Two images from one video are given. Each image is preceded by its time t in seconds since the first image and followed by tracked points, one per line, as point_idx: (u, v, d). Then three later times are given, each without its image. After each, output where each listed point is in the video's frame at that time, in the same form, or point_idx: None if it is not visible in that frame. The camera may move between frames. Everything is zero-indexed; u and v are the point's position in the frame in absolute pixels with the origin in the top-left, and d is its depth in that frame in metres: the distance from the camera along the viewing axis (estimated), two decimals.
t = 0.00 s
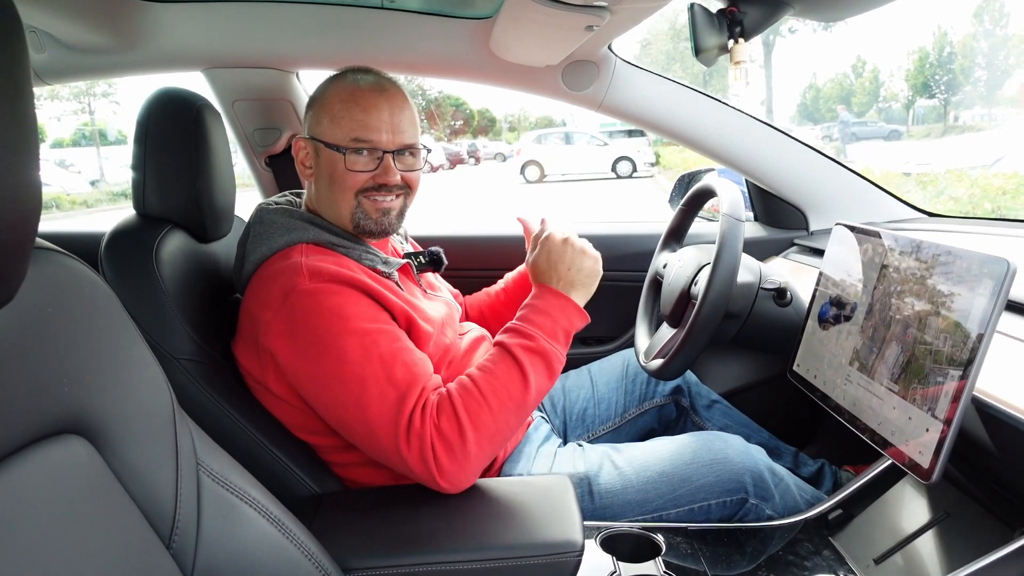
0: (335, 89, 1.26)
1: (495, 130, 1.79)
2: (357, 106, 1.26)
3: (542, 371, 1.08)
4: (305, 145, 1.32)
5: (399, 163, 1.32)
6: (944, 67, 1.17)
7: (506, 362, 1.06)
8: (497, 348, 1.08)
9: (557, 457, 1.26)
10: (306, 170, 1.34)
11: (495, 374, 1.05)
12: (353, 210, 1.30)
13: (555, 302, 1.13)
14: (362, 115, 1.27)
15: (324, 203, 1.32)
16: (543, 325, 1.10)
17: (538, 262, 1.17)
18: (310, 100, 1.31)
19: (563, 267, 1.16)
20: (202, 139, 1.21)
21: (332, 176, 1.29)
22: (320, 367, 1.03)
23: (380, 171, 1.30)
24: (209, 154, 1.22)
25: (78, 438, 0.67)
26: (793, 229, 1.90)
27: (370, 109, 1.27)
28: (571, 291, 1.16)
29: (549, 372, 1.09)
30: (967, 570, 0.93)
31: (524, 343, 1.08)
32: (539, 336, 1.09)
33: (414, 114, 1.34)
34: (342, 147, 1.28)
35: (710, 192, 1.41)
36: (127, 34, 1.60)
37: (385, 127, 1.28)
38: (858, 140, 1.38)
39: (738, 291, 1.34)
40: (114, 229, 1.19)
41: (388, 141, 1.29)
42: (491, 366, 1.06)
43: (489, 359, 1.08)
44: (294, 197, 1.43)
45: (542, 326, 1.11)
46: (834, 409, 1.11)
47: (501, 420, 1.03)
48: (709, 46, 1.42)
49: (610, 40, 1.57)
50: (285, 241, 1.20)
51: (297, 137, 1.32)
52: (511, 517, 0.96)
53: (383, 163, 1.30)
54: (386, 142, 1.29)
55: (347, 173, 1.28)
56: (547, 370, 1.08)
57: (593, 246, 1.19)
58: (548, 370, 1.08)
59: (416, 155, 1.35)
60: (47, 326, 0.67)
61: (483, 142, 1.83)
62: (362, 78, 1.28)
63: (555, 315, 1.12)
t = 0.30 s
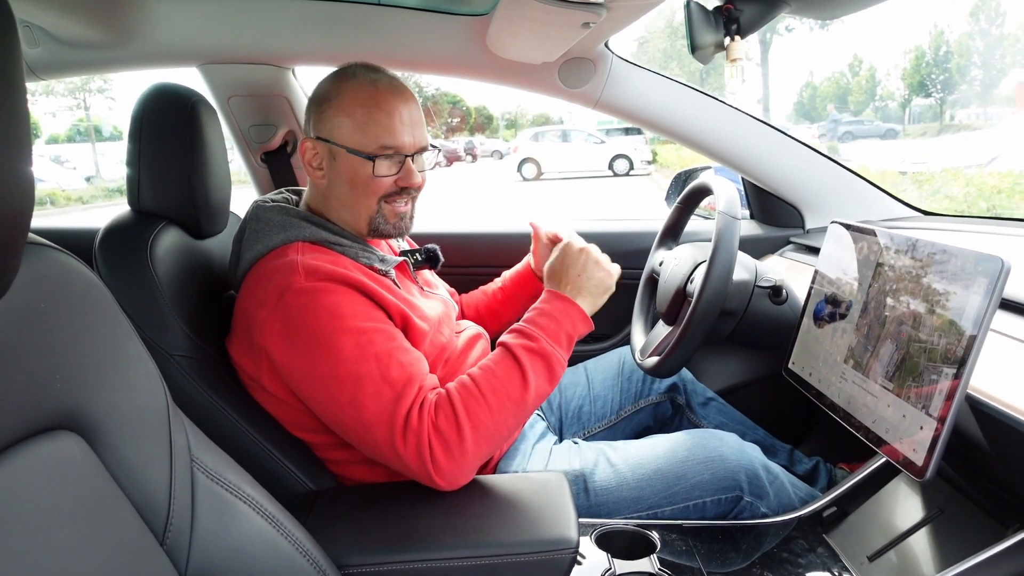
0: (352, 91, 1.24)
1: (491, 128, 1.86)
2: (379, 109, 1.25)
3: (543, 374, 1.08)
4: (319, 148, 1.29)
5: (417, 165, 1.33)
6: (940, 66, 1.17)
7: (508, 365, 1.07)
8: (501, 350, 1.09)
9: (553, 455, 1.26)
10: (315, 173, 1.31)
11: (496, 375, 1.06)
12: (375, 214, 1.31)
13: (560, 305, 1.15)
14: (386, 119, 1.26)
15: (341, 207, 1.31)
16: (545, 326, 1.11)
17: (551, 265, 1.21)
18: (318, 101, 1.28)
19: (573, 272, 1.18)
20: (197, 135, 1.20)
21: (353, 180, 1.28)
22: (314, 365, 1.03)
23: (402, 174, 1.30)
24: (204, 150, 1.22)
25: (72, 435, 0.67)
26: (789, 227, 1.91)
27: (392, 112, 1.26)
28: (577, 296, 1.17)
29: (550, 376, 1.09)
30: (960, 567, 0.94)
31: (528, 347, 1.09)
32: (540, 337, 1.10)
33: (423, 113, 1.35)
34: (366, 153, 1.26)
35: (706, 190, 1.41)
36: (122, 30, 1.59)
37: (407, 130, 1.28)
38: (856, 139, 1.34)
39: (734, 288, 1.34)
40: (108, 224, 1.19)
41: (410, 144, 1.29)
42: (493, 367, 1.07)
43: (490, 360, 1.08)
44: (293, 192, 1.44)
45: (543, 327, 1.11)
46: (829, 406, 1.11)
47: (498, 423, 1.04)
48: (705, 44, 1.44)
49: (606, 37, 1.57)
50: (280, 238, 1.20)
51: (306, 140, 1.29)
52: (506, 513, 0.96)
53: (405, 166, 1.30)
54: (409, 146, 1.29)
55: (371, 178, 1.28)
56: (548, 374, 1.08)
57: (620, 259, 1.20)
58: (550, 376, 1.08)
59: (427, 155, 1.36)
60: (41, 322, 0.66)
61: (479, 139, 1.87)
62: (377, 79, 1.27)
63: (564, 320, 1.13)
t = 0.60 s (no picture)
0: (350, 83, 1.24)
1: (491, 125, 1.81)
2: (380, 98, 1.26)
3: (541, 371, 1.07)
4: (323, 149, 1.27)
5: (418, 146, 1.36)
6: (940, 64, 1.17)
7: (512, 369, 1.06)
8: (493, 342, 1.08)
9: (554, 451, 1.27)
10: (320, 173, 1.29)
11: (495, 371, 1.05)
12: (389, 201, 1.34)
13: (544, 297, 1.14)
14: (387, 107, 1.27)
15: (354, 200, 1.32)
16: (590, 371, 1.09)
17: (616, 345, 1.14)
18: (311, 99, 1.26)
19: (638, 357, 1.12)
20: (196, 130, 1.20)
21: (367, 174, 1.29)
22: (313, 356, 1.03)
23: (409, 159, 1.33)
24: (203, 145, 1.22)
25: (69, 429, 0.67)
26: (788, 224, 1.90)
27: (390, 98, 1.27)
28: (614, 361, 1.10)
29: (571, 410, 1.06)
30: (956, 565, 0.94)
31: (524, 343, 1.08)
32: (581, 378, 1.08)
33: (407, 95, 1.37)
34: (378, 143, 1.27)
35: (705, 187, 1.41)
36: (121, 25, 1.59)
37: (407, 115, 1.31)
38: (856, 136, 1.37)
39: (733, 286, 1.34)
40: (107, 219, 1.18)
41: (411, 128, 1.32)
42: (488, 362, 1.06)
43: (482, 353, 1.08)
44: (286, 188, 1.43)
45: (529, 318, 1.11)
46: (827, 403, 1.11)
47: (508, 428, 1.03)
48: (705, 40, 1.44)
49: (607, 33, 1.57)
50: (278, 234, 1.20)
51: (308, 142, 1.27)
52: (504, 509, 0.96)
53: (410, 149, 1.33)
54: (411, 131, 1.32)
55: (384, 167, 1.29)
56: (576, 414, 1.06)
57: (718, 365, 1.03)
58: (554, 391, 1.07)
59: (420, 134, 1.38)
60: (37, 316, 0.66)
61: (479, 136, 1.84)
62: (367, 67, 1.26)
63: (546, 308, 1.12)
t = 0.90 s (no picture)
0: (330, 74, 1.23)
1: (483, 116, 1.79)
2: (360, 94, 1.24)
3: (480, 345, 1.07)
4: (302, 138, 1.27)
5: (401, 145, 1.32)
6: (931, 54, 1.17)
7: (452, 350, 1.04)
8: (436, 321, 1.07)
9: (543, 440, 1.26)
10: (299, 160, 1.30)
11: (432, 348, 1.04)
12: (364, 197, 1.31)
13: (485, 271, 1.13)
14: (367, 103, 1.25)
15: (328, 193, 1.31)
16: (469, 291, 1.10)
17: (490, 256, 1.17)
18: (295, 86, 1.26)
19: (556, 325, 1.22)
20: (182, 119, 1.19)
21: (339, 168, 1.28)
22: (280, 348, 1.03)
23: (388, 157, 1.30)
24: (191, 135, 1.21)
25: (54, 419, 0.66)
26: (780, 214, 1.90)
27: (373, 95, 1.25)
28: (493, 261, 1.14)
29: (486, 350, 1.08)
30: (944, 550, 0.95)
31: (466, 319, 1.07)
32: (470, 308, 1.08)
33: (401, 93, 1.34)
34: (351, 139, 1.26)
35: (696, 176, 1.41)
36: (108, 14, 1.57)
37: (390, 113, 1.28)
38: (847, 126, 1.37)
39: (723, 274, 1.34)
40: (93, 210, 1.17)
41: (393, 126, 1.29)
42: (434, 339, 1.05)
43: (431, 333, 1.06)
44: (272, 179, 1.42)
45: (478, 297, 1.10)
46: (817, 391, 1.12)
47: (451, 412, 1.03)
48: (695, 27, 1.42)
49: (598, 21, 1.56)
50: (264, 221, 1.19)
51: (288, 128, 1.28)
52: (495, 498, 0.96)
53: (390, 149, 1.30)
54: (392, 128, 1.29)
55: (357, 163, 1.28)
56: (484, 343, 1.08)
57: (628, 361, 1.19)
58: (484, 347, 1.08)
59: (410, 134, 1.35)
60: (22, 305, 0.66)
61: (471, 128, 1.80)
62: (353, 60, 1.25)
63: (489, 285, 1.12)
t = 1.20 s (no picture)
0: (326, 69, 1.22)
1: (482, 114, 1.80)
2: (356, 89, 1.24)
3: (514, 372, 1.11)
4: (299, 132, 1.27)
5: (397, 141, 1.32)
6: (929, 52, 1.17)
7: (490, 373, 1.08)
8: (473, 343, 1.11)
9: (542, 437, 1.26)
10: (296, 156, 1.30)
11: (467, 364, 1.07)
12: (360, 193, 1.31)
13: (531, 313, 1.19)
14: (363, 98, 1.24)
15: (325, 189, 1.31)
16: (515, 326, 1.16)
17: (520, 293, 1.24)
18: (291, 80, 1.26)
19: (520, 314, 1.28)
20: (181, 117, 1.19)
21: (336, 163, 1.27)
22: (290, 341, 1.02)
23: (385, 153, 1.30)
24: (188, 133, 1.21)
25: (51, 417, 0.66)
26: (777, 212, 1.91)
27: (370, 90, 1.25)
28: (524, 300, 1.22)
29: (518, 375, 1.12)
30: (940, 548, 0.95)
31: (506, 345, 1.12)
32: (511, 336, 1.13)
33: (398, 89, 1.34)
34: (347, 134, 1.25)
35: (694, 174, 1.41)
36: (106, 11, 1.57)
37: (387, 108, 1.28)
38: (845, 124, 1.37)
39: (721, 272, 1.34)
40: (91, 208, 1.17)
41: (389, 122, 1.29)
42: (467, 358, 1.08)
43: (462, 350, 1.10)
44: (272, 175, 1.41)
45: (520, 332, 1.16)
46: (814, 388, 1.12)
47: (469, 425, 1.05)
48: (693, 24, 1.42)
49: (596, 19, 1.56)
50: (264, 218, 1.19)
51: (284, 123, 1.28)
52: (493, 496, 0.96)
53: (386, 144, 1.30)
54: (388, 124, 1.29)
55: (352, 159, 1.27)
56: (518, 370, 1.12)
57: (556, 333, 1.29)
58: (517, 374, 1.12)
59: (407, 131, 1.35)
60: (17, 303, 0.66)
61: (469, 125, 1.84)
62: (350, 55, 1.25)
63: (534, 327, 1.18)
